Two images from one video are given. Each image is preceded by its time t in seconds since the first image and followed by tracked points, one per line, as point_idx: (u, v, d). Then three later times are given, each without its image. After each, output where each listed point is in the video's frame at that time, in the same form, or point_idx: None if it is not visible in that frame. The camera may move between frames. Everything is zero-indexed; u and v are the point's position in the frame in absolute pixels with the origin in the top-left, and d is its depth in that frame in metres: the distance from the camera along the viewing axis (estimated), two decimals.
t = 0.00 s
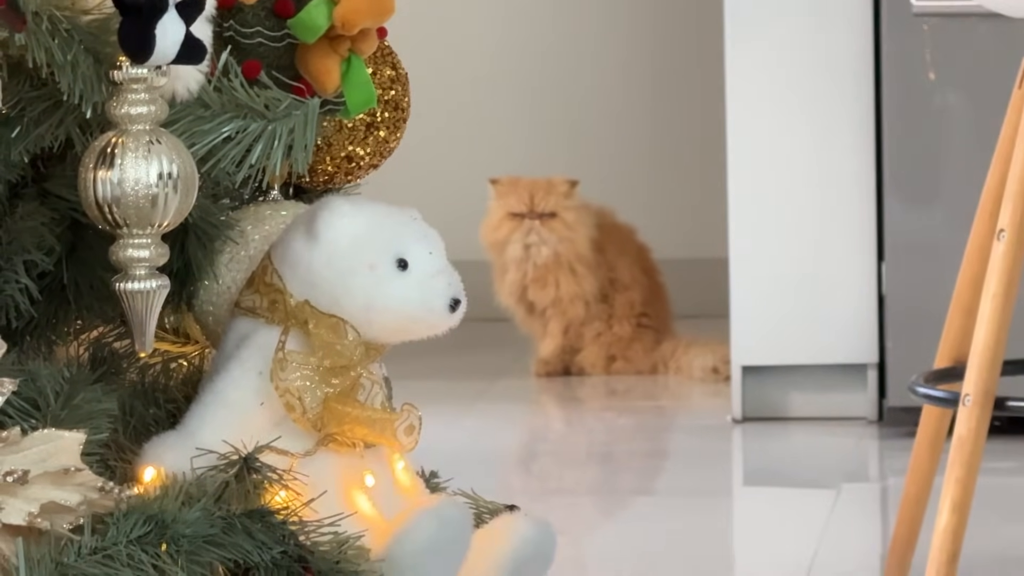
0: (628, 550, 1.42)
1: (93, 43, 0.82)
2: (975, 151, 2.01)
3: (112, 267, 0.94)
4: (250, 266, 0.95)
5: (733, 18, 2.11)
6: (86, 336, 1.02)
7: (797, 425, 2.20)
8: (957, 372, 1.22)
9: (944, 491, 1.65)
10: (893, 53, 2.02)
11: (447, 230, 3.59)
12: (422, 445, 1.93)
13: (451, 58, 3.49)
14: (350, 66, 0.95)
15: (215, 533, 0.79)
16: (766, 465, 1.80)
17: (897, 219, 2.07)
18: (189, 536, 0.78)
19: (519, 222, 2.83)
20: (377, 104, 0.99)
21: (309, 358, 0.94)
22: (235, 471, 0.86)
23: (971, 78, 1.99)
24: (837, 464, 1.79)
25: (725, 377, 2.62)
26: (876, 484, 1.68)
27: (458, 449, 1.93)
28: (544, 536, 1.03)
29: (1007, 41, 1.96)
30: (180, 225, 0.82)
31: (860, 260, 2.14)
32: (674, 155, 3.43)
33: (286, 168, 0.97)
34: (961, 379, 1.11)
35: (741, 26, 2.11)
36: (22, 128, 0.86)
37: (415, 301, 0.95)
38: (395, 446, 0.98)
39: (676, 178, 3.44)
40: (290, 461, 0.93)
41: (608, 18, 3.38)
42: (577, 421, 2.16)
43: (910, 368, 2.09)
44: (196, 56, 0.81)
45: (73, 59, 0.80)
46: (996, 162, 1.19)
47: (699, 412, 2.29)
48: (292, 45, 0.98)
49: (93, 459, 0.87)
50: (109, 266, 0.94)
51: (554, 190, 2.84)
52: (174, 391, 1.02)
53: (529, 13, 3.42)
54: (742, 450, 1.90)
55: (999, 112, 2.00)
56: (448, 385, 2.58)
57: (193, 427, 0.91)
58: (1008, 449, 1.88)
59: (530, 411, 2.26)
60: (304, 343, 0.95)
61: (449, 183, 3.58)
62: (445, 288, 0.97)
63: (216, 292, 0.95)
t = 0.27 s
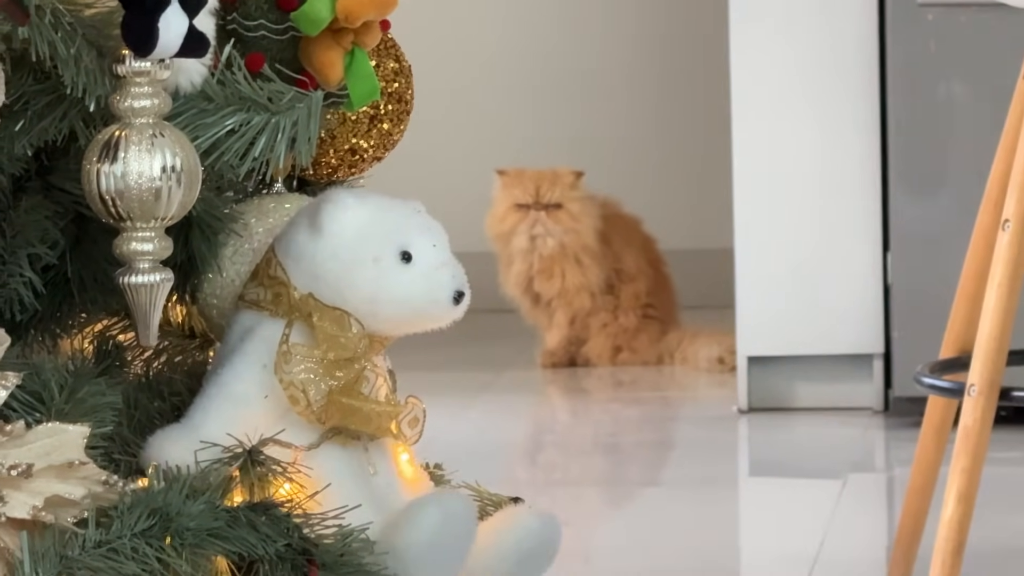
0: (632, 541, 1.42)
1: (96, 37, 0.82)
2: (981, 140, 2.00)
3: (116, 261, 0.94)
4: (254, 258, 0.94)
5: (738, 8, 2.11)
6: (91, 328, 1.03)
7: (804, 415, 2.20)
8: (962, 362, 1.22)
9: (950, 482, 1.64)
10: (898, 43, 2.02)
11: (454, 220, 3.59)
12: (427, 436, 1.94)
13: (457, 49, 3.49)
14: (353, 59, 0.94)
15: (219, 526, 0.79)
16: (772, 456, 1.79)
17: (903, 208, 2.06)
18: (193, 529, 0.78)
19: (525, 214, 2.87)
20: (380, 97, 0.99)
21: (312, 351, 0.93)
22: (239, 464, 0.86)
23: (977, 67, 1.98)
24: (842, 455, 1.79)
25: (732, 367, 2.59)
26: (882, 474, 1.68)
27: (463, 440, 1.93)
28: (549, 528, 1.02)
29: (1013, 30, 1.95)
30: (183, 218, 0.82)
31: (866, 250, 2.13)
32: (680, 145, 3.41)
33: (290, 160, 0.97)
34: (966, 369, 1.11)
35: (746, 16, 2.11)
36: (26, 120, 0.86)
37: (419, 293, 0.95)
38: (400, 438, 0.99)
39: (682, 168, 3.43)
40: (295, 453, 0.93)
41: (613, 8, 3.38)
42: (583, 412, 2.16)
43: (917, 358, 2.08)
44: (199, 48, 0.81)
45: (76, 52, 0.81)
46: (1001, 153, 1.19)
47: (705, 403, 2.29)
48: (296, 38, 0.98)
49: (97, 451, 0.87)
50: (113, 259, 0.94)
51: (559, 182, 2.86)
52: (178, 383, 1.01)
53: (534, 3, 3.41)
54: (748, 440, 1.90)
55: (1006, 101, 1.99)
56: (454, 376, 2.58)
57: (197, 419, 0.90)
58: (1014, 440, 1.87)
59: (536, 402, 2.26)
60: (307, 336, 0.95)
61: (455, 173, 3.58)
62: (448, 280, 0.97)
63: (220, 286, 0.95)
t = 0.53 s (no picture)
0: (642, 533, 1.42)
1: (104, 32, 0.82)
2: (989, 134, 2.00)
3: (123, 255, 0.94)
4: (261, 252, 0.95)
5: None
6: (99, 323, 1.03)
7: (811, 408, 2.20)
8: (969, 354, 1.22)
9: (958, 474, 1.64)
10: (906, 35, 2.01)
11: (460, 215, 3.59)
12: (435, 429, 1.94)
13: (463, 43, 3.49)
14: (360, 53, 0.94)
15: (228, 520, 0.79)
16: (780, 449, 1.79)
17: (911, 201, 2.06)
18: (201, 523, 0.78)
19: (532, 207, 2.82)
20: (387, 91, 0.99)
21: (320, 345, 0.93)
22: (247, 458, 0.86)
23: (984, 60, 1.98)
24: (850, 448, 1.79)
25: (738, 360, 2.63)
26: (889, 467, 1.68)
27: (472, 433, 1.94)
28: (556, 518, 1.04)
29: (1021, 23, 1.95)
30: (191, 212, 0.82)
31: (874, 242, 2.13)
32: (687, 137, 3.42)
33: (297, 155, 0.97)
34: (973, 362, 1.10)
35: (754, 8, 2.11)
36: (34, 115, 0.86)
37: (427, 287, 0.95)
38: (408, 433, 0.97)
39: (689, 161, 3.43)
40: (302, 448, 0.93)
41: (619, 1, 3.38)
42: (590, 405, 2.16)
43: (924, 351, 2.08)
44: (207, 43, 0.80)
45: (83, 48, 0.80)
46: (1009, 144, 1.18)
47: (712, 395, 2.29)
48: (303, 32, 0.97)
49: (105, 446, 0.87)
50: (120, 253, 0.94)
51: (567, 174, 2.82)
52: (187, 377, 1.02)
53: None
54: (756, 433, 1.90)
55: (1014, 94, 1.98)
56: (461, 369, 2.58)
57: (205, 414, 0.91)
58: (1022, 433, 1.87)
59: (544, 395, 2.26)
60: (316, 330, 0.95)
61: (462, 167, 3.59)
62: (456, 273, 0.97)
63: (228, 279, 0.96)
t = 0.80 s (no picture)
0: (658, 527, 1.43)
1: (116, 28, 0.82)
2: (997, 130, 2.00)
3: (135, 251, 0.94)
4: (273, 248, 0.95)
5: None
6: (110, 319, 1.03)
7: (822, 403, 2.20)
8: (980, 349, 1.22)
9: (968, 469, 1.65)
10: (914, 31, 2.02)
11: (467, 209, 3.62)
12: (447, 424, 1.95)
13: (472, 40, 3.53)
14: (371, 49, 0.94)
15: (240, 517, 0.79)
16: (789, 444, 1.80)
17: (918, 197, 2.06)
18: (214, 519, 0.78)
19: (541, 202, 2.84)
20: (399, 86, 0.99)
21: (332, 341, 0.93)
22: (259, 455, 0.86)
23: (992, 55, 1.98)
24: (859, 442, 1.79)
25: (747, 356, 2.61)
26: (900, 461, 1.68)
27: (484, 428, 1.94)
28: (567, 515, 1.03)
29: None
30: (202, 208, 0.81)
31: (882, 237, 2.13)
32: (694, 130, 3.44)
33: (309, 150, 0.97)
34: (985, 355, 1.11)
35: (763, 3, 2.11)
36: (45, 112, 0.86)
37: (439, 283, 0.95)
38: (419, 429, 0.99)
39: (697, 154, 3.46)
40: (314, 444, 0.93)
41: None
42: (600, 400, 2.17)
43: (932, 347, 2.08)
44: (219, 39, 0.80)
45: (94, 44, 0.80)
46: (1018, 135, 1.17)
47: (722, 390, 2.30)
48: (314, 28, 0.98)
49: (117, 442, 0.87)
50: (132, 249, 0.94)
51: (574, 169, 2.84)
52: (198, 373, 1.01)
53: None
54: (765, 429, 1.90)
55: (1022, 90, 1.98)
56: (470, 365, 2.59)
57: (217, 410, 0.90)
58: None
59: (554, 390, 2.27)
60: (328, 326, 0.94)
61: (470, 162, 3.63)
62: (468, 268, 0.97)
63: (239, 276, 0.96)
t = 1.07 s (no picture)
0: (667, 527, 1.43)
1: (124, 28, 0.82)
2: (1005, 128, 2.00)
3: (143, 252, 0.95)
4: (281, 248, 0.95)
5: None
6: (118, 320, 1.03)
7: (829, 402, 2.20)
8: (988, 349, 1.22)
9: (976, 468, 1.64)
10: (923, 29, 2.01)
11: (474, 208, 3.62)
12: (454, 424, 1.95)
13: (480, 38, 3.53)
14: (379, 49, 0.94)
15: (249, 517, 0.79)
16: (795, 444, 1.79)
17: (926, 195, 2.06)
18: (222, 520, 0.78)
19: (550, 202, 2.83)
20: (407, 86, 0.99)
21: (340, 341, 0.94)
22: (268, 455, 0.86)
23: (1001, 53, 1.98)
24: (867, 442, 1.79)
25: (755, 355, 2.61)
26: (908, 460, 1.67)
27: (492, 427, 1.94)
28: (577, 516, 1.03)
29: None
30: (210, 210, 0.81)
31: (890, 235, 2.13)
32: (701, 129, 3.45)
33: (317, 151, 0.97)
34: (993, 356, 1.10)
35: None
36: (53, 113, 0.86)
37: (447, 283, 0.95)
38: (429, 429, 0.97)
39: (705, 153, 3.46)
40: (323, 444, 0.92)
41: None
42: (608, 399, 2.17)
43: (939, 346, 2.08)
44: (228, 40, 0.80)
45: (104, 44, 0.80)
46: None
47: (729, 390, 2.29)
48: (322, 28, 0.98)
49: (126, 442, 0.87)
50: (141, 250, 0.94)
51: (583, 168, 2.84)
52: (206, 373, 1.02)
53: None
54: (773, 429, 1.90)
55: None
56: (477, 364, 2.59)
57: (225, 410, 0.91)
58: None
59: (562, 389, 2.27)
60: (336, 326, 0.95)
61: (478, 161, 3.63)
62: (476, 269, 0.97)
63: (247, 276, 0.96)
